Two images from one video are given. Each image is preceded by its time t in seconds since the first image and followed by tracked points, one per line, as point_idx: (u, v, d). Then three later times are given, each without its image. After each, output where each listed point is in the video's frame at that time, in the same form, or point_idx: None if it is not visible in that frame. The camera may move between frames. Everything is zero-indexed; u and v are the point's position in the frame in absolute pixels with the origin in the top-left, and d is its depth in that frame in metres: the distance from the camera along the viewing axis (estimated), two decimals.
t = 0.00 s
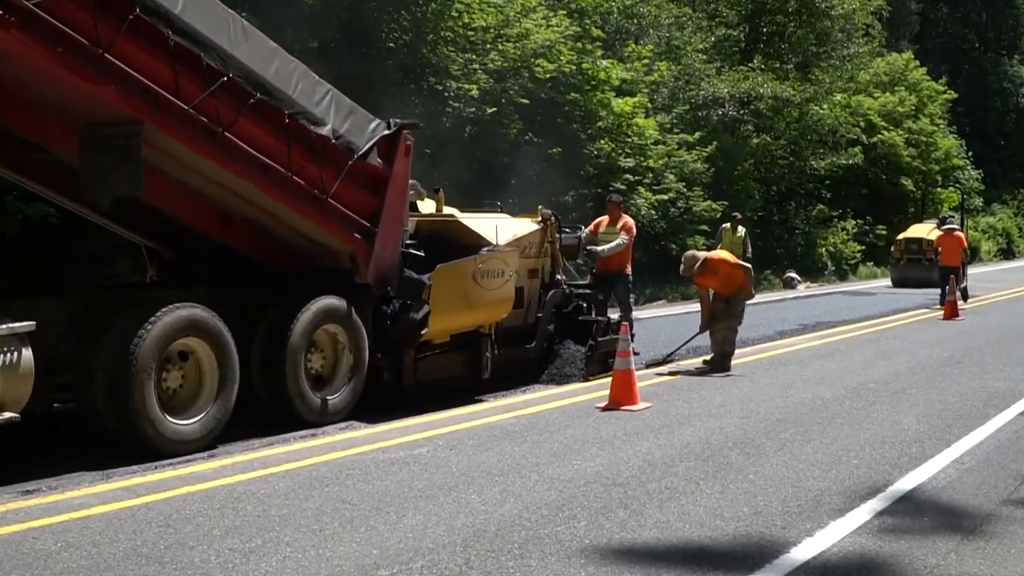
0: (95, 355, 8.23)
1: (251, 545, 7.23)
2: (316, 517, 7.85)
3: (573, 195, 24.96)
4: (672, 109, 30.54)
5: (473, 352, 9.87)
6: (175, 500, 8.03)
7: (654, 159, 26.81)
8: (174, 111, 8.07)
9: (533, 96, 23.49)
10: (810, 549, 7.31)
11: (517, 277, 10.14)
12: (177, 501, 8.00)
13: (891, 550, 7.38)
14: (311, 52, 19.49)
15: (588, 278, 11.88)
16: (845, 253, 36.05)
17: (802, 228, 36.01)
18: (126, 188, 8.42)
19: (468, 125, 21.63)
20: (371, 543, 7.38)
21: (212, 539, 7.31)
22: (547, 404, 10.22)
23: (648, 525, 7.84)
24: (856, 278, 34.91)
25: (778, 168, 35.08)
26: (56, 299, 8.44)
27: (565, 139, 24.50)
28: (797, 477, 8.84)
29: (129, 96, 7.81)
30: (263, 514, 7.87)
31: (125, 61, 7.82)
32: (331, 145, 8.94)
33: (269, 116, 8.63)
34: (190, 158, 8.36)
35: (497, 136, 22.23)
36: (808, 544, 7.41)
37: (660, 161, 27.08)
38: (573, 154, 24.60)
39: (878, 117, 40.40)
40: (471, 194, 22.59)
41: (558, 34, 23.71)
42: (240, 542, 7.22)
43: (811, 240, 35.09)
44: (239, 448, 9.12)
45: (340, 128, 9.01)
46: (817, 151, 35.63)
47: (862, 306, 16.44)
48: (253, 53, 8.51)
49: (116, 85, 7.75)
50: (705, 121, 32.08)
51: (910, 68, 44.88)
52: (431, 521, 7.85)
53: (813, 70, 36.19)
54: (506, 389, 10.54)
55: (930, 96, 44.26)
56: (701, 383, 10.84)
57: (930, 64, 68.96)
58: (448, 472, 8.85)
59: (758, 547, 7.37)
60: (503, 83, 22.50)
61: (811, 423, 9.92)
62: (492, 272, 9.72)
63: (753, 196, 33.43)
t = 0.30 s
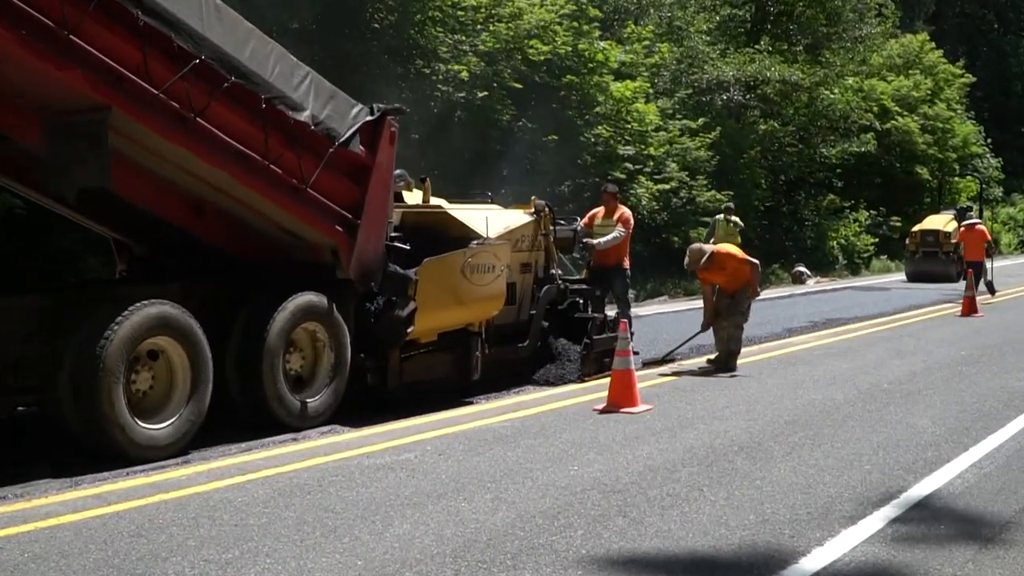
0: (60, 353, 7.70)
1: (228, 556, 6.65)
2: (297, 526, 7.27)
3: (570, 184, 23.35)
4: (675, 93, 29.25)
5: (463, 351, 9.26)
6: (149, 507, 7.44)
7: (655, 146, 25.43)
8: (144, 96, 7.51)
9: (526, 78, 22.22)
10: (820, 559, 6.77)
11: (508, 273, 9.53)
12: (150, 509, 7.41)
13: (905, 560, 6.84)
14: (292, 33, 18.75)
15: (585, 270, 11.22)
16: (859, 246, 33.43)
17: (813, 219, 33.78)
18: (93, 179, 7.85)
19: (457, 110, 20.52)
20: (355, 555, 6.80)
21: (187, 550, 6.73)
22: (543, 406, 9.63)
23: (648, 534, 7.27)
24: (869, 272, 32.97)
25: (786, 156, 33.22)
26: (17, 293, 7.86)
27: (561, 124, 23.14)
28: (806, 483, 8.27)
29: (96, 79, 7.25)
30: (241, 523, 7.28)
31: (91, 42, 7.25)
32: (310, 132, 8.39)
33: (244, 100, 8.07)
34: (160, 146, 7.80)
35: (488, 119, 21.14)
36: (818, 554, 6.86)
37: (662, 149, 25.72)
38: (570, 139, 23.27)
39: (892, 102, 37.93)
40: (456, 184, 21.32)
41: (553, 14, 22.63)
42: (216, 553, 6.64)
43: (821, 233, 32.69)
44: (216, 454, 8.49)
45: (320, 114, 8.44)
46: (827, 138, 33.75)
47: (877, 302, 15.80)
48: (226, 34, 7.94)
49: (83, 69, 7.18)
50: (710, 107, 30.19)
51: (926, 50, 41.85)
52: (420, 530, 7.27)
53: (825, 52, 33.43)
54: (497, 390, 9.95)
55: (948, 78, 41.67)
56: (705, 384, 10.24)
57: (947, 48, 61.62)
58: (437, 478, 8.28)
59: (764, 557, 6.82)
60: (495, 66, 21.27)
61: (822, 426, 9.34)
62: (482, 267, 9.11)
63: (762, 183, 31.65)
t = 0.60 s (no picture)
0: (22, 352, 7.19)
1: (203, 571, 6.11)
2: (277, 539, 6.72)
3: (567, 175, 22.16)
4: (679, 81, 27.60)
5: (453, 351, 8.69)
6: (120, 518, 6.89)
7: (658, 134, 24.24)
8: (111, 82, 6.95)
9: (520, 62, 20.79)
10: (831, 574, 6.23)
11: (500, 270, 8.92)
12: (120, 520, 6.86)
13: (924, 574, 6.31)
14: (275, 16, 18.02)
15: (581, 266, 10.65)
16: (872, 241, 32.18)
17: (824, 212, 32.05)
18: (56, 170, 7.28)
19: (447, 96, 19.61)
20: (337, 569, 6.26)
21: (159, 565, 6.20)
22: (538, 409, 9.05)
23: (649, 546, 6.73)
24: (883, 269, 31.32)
25: (798, 143, 31.25)
26: None
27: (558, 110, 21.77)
28: (817, 492, 7.70)
29: (60, 64, 6.70)
30: (217, 535, 6.73)
31: (55, 23, 6.68)
32: (289, 120, 7.84)
33: (217, 85, 7.50)
34: (130, 135, 7.25)
35: (480, 106, 20.13)
36: (830, 568, 6.32)
37: (663, 138, 24.46)
38: (569, 125, 21.87)
39: (906, 89, 36.09)
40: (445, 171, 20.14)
41: None
42: (189, 568, 6.09)
43: (834, 226, 31.05)
44: (189, 461, 7.94)
45: (299, 100, 7.89)
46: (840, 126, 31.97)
47: (891, 300, 15.20)
48: (198, 14, 7.39)
49: (46, 51, 6.62)
50: (715, 93, 28.61)
51: (943, 34, 40.86)
52: (407, 543, 6.72)
53: (836, 35, 31.37)
54: (489, 394, 9.38)
55: (965, 63, 40.70)
56: (710, 387, 9.66)
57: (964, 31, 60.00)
58: (425, 487, 7.73)
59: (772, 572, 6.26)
60: (487, 49, 20.26)
61: (834, 431, 8.78)
62: (473, 263, 8.53)
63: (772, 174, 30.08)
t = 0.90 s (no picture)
0: None
1: None
2: (253, 552, 6.20)
3: (561, 167, 20.63)
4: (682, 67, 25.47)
5: (439, 353, 8.01)
6: (86, 531, 6.38)
7: (659, 124, 22.33)
8: (76, 67, 6.44)
9: (513, 45, 19.50)
10: None
11: (491, 268, 8.20)
12: (85, 532, 6.34)
13: None
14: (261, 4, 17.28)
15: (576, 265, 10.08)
16: (886, 237, 30.54)
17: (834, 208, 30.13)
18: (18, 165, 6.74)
19: (434, 83, 18.22)
20: None
21: None
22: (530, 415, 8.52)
23: (649, 564, 6.18)
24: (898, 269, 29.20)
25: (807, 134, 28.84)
26: None
27: (551, 98, 20.25)
28: (826, 504, 7.15)
29: (23, 49, 6.19)
30: (190, 548, 6.21)
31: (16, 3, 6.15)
32: (265, 108, 7.34)
33: (187, 70, 7.00)
34: (97, 125, 6.71)
35: (469, 93, 18.66)
36: None
37: (665, 127, 22.63)
38: (561, 114, 20.40)
39: (921, 75, 33.88)
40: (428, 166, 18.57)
41: None
42: None
43: (845, 222, 29.45)
44: (160, 471, 7.40)
45: (275, 87, 7.36)
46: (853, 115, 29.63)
47: (904, 301, 14.60)
48: None
49: (7, 34, 6.11)
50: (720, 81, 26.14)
51: (960, 19, 38.09)
52: (390, 558, 6.19)
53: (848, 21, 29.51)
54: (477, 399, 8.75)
55: (983, 50, 38.22)
56: (712, 392, 9.08)
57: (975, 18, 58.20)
58: (411, 499, 7.20)
59: None
60: (478, 33, 18.92)
61: (844, 439, 8.21)
62: (462, 261, 7.80)
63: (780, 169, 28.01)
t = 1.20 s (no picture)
0: None
1: None
2: (220, 569, 5.66)
3: (553, 160, 19.32)
4: (681, 54, 24.21)
5: (421, 357, 7.40)
6: (44, 546, 5.83)
7: (655, 115, 21.23)
8: (31, 52, 5.96)
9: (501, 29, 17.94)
10: None
11: (477, 267, 7.65)
12: (41, 548, 5.79)
13: None
14: None
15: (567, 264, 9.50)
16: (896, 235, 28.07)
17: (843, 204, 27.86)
18: None
19: (418, 69, 16.76)
20: None
21: None
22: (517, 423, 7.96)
23: None
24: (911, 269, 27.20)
25: (813, 126, 27.23)
26: None
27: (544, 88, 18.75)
28: (833, 518, 6.59)
29: None
30: (153, 564, 5.68)
31: None
32: (236, 97, 6.84)
33: (154, 57, 6.49)
34: (51, 112, 6.21)
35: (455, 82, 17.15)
36: None
37: (662, 119, 21.55)
38: (554, 103, 18.93)
39: (934, 63, 31.84)
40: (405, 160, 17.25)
41: None
42: None
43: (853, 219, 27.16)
44: (125, 483, 6.83)
45: (246, 75, 6.88)
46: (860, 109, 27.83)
47: (916, 304, 14.03)
48: None
49: None
50: (721, 69, 24.78)
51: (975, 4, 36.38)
52: None
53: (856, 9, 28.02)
54: (459, 408, 8.06)
55: (998, 40, 36.27)
56: (713, 399, 8.50)
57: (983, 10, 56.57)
58: (391, 512, 6.65)
59: None
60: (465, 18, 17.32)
61: (852, 449, 7.65)
62: (445, 260, 7.28)
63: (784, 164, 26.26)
